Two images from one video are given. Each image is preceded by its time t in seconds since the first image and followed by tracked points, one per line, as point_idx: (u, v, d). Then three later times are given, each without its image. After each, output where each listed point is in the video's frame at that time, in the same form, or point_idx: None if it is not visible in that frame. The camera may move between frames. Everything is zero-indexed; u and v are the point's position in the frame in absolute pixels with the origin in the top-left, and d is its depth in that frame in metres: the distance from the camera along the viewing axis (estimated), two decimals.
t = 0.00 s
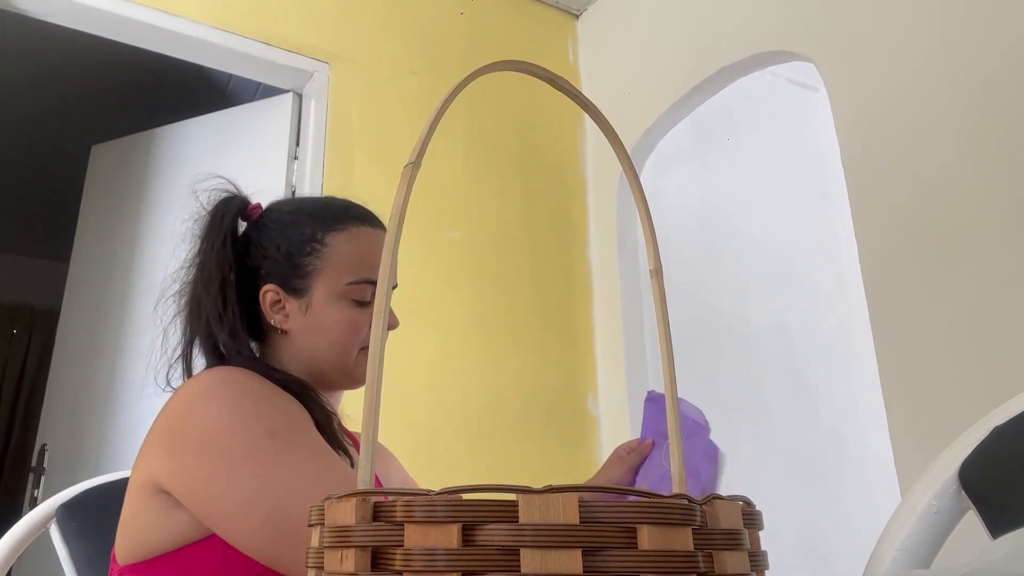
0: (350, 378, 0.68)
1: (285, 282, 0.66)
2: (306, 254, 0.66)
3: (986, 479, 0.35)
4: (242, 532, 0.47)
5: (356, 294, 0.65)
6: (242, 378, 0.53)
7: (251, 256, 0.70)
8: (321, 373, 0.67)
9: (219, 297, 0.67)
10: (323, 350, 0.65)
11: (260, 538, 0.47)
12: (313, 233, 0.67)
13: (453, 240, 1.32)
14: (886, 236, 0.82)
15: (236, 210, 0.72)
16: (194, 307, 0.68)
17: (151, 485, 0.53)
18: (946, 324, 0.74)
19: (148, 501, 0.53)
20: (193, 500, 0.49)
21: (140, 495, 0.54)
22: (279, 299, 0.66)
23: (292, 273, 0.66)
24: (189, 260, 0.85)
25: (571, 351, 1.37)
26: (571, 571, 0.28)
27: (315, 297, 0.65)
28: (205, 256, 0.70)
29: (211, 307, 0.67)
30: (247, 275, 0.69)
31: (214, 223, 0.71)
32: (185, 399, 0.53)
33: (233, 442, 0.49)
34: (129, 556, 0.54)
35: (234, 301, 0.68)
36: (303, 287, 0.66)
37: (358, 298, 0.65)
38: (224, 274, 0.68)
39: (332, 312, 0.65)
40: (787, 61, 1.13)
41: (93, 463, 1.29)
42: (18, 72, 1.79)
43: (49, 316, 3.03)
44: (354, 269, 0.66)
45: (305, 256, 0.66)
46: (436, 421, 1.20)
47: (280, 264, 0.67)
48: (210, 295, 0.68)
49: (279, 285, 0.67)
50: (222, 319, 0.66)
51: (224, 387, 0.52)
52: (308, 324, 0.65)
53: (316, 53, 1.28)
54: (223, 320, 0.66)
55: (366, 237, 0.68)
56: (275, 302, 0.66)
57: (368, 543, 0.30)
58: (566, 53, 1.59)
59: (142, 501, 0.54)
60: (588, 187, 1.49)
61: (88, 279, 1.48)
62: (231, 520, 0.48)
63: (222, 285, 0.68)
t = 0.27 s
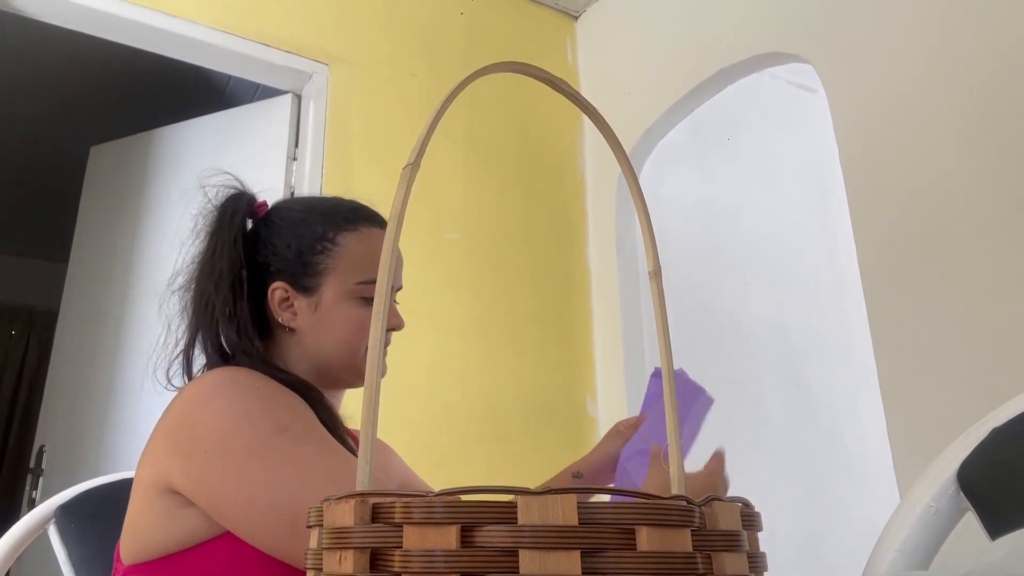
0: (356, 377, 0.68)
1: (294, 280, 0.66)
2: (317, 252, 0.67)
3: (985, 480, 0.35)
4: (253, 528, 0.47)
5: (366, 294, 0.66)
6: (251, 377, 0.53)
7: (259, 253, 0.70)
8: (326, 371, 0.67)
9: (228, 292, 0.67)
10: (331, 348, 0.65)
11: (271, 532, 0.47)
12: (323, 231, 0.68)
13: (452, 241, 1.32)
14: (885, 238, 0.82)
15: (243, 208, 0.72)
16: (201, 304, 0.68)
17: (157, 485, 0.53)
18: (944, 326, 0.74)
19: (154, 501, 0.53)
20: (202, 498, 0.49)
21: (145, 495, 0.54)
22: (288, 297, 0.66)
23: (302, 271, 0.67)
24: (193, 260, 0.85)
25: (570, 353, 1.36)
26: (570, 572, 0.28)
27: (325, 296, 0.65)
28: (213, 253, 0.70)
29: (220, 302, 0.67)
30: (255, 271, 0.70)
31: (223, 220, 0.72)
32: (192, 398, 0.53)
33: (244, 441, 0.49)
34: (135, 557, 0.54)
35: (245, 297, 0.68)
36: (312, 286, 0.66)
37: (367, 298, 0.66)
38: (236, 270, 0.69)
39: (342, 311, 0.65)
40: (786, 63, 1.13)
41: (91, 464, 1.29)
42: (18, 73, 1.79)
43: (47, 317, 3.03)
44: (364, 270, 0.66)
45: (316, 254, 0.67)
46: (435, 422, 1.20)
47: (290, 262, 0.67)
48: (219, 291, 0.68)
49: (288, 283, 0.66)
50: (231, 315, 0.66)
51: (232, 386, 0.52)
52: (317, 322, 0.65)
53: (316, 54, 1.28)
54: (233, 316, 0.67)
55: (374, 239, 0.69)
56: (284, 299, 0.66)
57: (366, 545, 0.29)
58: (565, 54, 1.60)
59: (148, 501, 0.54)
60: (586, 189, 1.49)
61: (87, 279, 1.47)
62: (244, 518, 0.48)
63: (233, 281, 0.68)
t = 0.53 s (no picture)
0: (353, 373, 0.68)
1: (289, 276, 0.67)
2: (311, 248, 0.67)
3: (985, 482, 0.35)
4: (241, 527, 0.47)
5: (361, 289, 0.66)
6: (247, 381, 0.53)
7: (255, 251, 0.71)
8: (324, 369, 0.67)
9: (224, 289, 0.68)
10: (328, 345, 0.65)
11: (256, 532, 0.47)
12: (318, 227, 0.68)
13: (451, 242, 1.32)
14: (884, 240, 0.82)
15: (238, 208, 0.72)
16: (198, 303, 0.68)
17: (151, 484, 0.53)
18: (943, 327, 0.74)
19: (151, 503, 0.53)
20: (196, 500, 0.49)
21: (138, 494, 0.54)
22: (283, 293, 0.66)
23: (297, 267, 0.67)
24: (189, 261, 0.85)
25: (569, 354, 1.36)
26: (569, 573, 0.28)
27: (320, 291, 0.66)
28: (208, 251, 0.71)
29: (215, 299, 0.67)
30: (250, 269, 0.70)
31: (217, 220, 0.72)
32: (187, 401, 0.53)
33: (234, 442, 0.48)
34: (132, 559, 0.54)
35: (242, 294, 0.68)
36: (307, 282, 0.66)
37: (363, 293, 0.66)
38: (231, 268, 0.69)
39: (338, 305, 0.65)
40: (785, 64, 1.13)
41: (90, 465, 1.29)
42: (17, 74, 1.79)
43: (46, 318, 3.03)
44: (359, 264, 0.67)
45: (310, 249, 0.67)
46: (434, 423, 1.20)
47: (285, 258, 0.68)
48: (215, 288, 0.68)
49: (284, 279, 0.67)
50: (227, 312, 0.67)
51: (224, 388, 0.52)
52: (313, 318, 0.65)
53: (315, 55, 1.28)
54: (229, 312, 0.66)
55: (368, 234, 0.69)
56: (279, 296, 0.66)
57: (365, 546, 0.29)
58: (564, 55, 1.60)
59: (142, 502, 0.54)
60: (586, 190, 1.49)
61: (85, 280, 1.47)
62: (230, 519, 0.47)
63: (228, 278, 0.68)
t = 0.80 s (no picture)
0: (351, 370, 0.67)
1: (287, 274, 0.67)
2: (308, 245, 0.68)
3: (982, 483, 0.35)
4: (243, 524, 0.47)
5: (356, 285, 0.66)
6: (244, 378, 0.53)
7: (256, 252, 0.71)
8: (321, 367, 0.66)
9: (224, 287, 0.68)
10: (323, 341, 0.65)
11: (258, 528, 0.46)
12: (316, 226, 0.69)
13: (450, 243, 1.32)
14: (883, 241, 0.83)
15: (238, 211, 0.74)
16: (200, 302, 0.69)
17: (149, 486, 0.53)
18: (942, 329, 0.74)
19: (149, 502, 0.53)
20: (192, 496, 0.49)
21: (137, 497, 0.54)
22: (280, 291, 0.67)
23: (294, 264, 0.67)
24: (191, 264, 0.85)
25: (568, 355, 1.36)
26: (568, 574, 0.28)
27: (315, 288, 0.66)
28: (210, 253, 0.71)
29: (216, 297, 0.68)
30: (251, 269, 0.71)
31: (218, 223, 0.73)
32: (185, 397, 0.53)
33: (230, 437, 0.48)
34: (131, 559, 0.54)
35: (241, 292, 0.68)
36: (303, 279, 0.66)
37: (359, 290, 0.66)
38: (231, 266, 0.69)
39: (333, 301, 0.65)
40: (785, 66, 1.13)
41: (88, 466, 1.28)
42: (16, 74, 1.79)
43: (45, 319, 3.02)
44: (354, 261, 0.67)
45: (307, 247, 0.68)
46: (433, 424, 1.20)
47: (283, 257, 0.68)
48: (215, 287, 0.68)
49: (280, 277, 0.67)
50: (227, 309, 0.67)
51: (220, 386, 0.52)
52: (309, 314, 0.65)
53: (313, 56, 1.28)
54: (229, 310, 0.67)
55: (365, 233, 0.70)
56: (276, 294, 0.67)
57: (364, 547, 0.29)
58: (564, 56, 1.60)
59: (141, 503, 0.54)
60: (585, 192, 1.49)
61: (84, 281, 1.47)
62: (233, 516, 0.47)
63: (229, 277, 0.69)
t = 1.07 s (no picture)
0: (349, 368, 0.67)
1: (281, 274, 0.67)
2: (300, 246, 0.68)
3: (981, 485, 0.35)
4: (241, 519, 0.46)
5: (351, 282, 0.66)
6: (239, 378, 0.53)
7: (248, 256, 0.71)
8: (319, 366, 0.66)
9: (219, 293, 0.68)
10: (320, 340, 0.65)
11: (257, 524, 0.46)
12: (306, 227, 0.69)
13: (449, 244, 1.32)
14: (881, 244, 0.83)
15: (227, 219, 0.73)
16: (194, 307, 0.69)
17: (148, 486, 0.53)
18: (941, 330, 0.74)
19: (146, 505, 0.53)
20: (188, 494, 0.49)
21: (136, 497, 0.54)
22: (276, 292, 0.67)
23: (287, 265, 0.67)
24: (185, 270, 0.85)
25: (567, 356, 1.36)
26: None
27: (310, 286, 0.66)
28: (202, 260, 0.71)
29: (211, 303, 0.68)
30: (244, 274, 0.70)
31: (209, 231, 0.73)
32: (182, 397, 0.53)
33: (228, 434, 0.48)
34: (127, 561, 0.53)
35: (235, 295, 0.68)
36: (297, 279, 0.66)
37: (353, 286, 0.66)
38: (224, 272, 0.69)
39: (328, 298, 0.65)
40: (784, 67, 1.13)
41: (86, 468, 1.28)
42: (15, 75, 1.79)
43: (44, 319, 3.02)
44: (347, 258, 0.67)
45: (300, 248, 0.68)
46: (431, 426, 1.20)
47: (275, 259, 0.69)
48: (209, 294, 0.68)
49: (275, 278, 0.67)
50: (222, 315, 0.67)
51: (218, 385, 0.52)
52: (305, 313, 0.65)
53: (313, 57, 1.28)
54: (223, 316, 0.67)
55: (355, 231, 0.70)
56: (272, 295, 0.67)
57: (363, 548, 0.29)
58: (563, 57, 1.60)
59: (140, 503, 0.53)
60: (584, 192, 1.49)
61: (82, 283, 1.47)
62: (231, 512, 0.47)
63: (222, 282, 0.69)
